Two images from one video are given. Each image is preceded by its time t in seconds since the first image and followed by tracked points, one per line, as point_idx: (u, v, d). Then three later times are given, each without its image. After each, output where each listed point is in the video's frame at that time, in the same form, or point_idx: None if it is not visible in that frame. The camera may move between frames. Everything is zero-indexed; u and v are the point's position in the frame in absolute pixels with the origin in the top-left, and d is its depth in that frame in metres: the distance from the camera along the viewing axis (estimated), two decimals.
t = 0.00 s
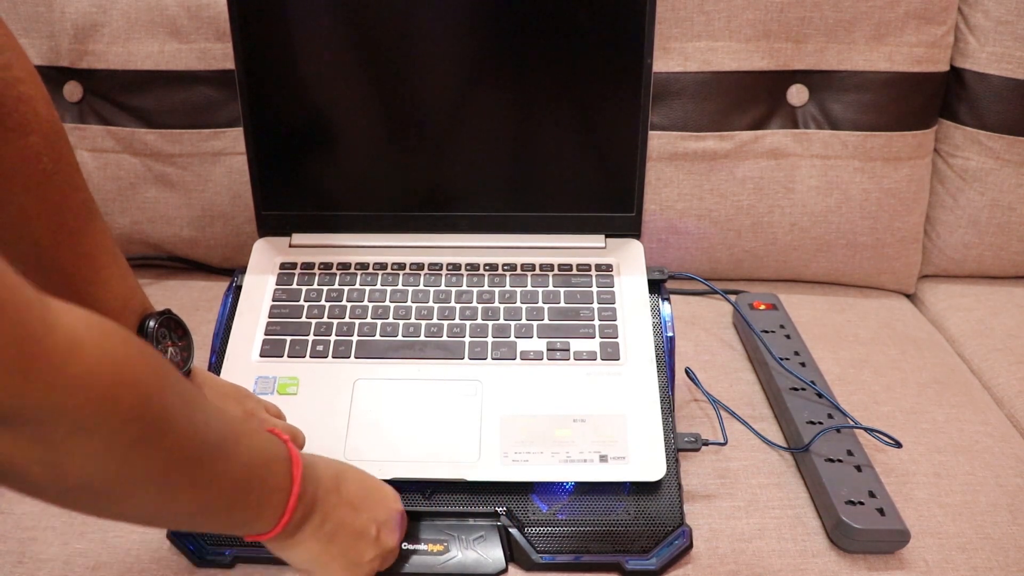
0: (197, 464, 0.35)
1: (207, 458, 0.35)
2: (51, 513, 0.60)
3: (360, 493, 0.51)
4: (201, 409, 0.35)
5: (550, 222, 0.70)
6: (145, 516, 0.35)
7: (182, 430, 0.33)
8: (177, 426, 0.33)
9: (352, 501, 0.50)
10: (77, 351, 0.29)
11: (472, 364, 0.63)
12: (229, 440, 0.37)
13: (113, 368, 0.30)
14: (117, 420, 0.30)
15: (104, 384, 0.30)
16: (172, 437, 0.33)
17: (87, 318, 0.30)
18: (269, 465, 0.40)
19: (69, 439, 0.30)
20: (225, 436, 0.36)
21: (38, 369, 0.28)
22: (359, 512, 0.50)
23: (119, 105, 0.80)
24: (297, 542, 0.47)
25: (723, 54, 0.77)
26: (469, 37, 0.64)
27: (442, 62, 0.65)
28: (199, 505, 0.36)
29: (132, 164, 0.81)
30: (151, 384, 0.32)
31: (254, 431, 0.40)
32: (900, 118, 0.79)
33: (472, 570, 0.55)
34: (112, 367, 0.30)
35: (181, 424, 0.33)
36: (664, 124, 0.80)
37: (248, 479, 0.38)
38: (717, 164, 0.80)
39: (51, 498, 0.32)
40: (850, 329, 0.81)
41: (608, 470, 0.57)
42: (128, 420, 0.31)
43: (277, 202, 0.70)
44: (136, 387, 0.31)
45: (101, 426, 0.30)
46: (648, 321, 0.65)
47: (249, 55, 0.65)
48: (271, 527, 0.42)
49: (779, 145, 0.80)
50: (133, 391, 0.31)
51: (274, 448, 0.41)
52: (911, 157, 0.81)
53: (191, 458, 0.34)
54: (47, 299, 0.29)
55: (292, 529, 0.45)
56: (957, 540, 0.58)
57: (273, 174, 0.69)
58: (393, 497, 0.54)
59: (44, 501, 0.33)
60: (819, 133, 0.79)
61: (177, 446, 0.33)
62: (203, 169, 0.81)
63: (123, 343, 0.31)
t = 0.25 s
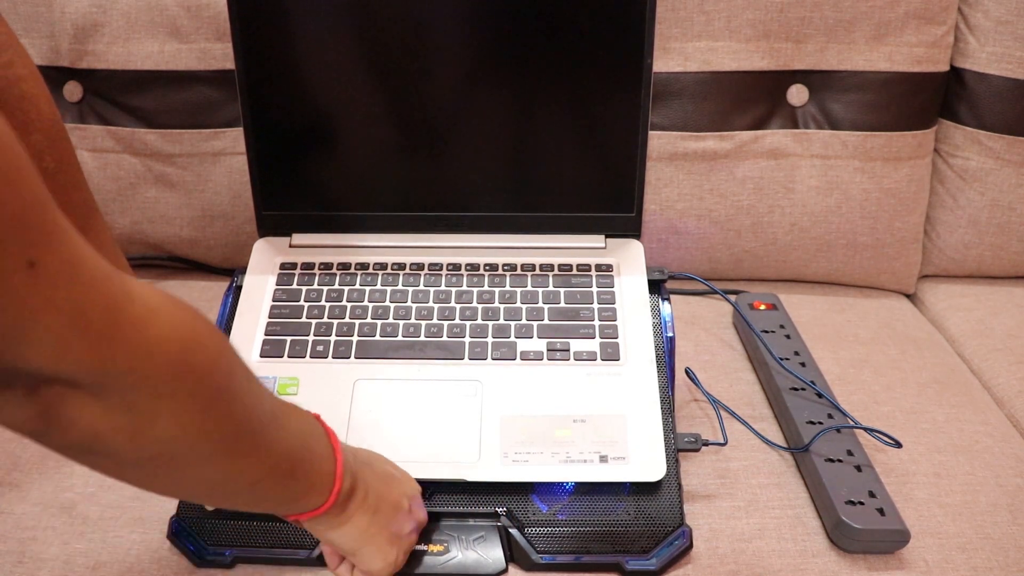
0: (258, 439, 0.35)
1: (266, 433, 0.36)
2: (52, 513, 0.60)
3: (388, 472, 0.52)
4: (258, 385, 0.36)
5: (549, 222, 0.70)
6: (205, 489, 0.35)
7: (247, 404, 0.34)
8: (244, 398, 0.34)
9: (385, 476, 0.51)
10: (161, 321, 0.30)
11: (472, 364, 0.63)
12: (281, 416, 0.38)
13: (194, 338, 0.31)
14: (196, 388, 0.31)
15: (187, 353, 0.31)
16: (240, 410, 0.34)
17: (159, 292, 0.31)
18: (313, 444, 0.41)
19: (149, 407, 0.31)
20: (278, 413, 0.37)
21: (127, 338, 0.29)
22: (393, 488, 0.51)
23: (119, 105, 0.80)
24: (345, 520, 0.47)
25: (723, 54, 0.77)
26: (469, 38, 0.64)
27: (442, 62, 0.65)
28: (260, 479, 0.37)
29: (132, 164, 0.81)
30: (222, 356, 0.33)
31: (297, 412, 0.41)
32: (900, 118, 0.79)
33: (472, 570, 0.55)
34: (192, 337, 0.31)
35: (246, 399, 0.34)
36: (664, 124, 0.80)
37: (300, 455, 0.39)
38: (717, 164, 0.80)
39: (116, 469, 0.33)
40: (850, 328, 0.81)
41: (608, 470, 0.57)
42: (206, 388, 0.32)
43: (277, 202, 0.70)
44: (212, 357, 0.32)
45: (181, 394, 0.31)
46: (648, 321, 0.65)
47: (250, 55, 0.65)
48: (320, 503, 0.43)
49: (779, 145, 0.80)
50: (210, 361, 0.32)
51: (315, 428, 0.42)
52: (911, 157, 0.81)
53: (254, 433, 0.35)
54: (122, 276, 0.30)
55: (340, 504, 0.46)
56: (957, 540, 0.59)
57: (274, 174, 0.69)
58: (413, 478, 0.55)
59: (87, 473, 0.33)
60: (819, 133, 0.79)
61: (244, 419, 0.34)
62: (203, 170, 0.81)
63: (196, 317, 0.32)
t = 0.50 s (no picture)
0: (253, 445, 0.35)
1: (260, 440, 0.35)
2: (52, 513, 0.60)
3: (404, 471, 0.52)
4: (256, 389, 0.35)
5: (549, 223, 0.70)
6: (199, 497, 0.35)
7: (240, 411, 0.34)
8: (237, 408, 0.33)
9: (400, 477, 0.51)
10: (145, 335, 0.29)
11: (472, 364, 0.63)
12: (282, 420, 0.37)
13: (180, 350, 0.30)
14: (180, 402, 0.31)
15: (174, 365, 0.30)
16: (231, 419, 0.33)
17: (145, 301, 0.30)
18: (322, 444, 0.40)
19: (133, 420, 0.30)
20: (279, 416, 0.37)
21: (104, 356, 0.28)
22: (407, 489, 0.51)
23: (119, 105, 0.80)
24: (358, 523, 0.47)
25: (723, 54, 0.77)
26: (469, 38, 0.64)
27: (442, 62, 0.65)
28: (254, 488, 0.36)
29: (132, 164, 0.81)
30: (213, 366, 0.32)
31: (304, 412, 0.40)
32: (900, 118, 0.79)
33: (472, 570, 0.55)
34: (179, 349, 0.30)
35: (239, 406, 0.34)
36: (664, 124, 0.80)
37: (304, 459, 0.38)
38: (717, 164, 0.80)
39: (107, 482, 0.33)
40: (850, 329, 0.81)
41: (608, 470, 0.57)
42: (191, 401, 0.31)
43: (277, 202, 0.70)
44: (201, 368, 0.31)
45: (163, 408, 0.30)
46: (648, 321, 0.65)
47: (250, 55, 0.65)
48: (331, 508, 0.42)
49: (779, 145, 0.80)
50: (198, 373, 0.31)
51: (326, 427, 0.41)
52: (911, 157, 0.80)
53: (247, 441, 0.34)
54: (106, 286, 0.30)
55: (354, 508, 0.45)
56: (957, 540, 0.59)
57: (274, 174, 0.69)
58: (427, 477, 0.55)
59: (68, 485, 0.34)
60: (819, 133, 0.79)
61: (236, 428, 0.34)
62: (203, 170, 0.81)
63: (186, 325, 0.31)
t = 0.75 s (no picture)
0: (212, 474, 0.32)
1: (221, 467, 0.32)
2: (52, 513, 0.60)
3: (413, 458, 0.48)
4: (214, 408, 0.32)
5: (549, 222, 0.70)
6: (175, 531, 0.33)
7: (189, 442, 0.30)
8: (187, 435, 0.30)
9: (411, 467, 0.47)
10: (52, 379, 0.26)
11: (472, 364, 0.63)
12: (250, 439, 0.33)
13: (97, 392, 0.27)
14: (107, 448, 0.28)
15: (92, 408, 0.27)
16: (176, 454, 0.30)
17: (61, 335, 0.27)
18: (307, 447, 0.36)
19: (71, 470, 0.28)
20: (246, 434, 0.33)
21: (2, 412, 0.25)
22: (417, 479, 0.47)
23: (118, 105, 0.80)
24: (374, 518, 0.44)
25: (723, 54, 0.77)
26: (470, 38, 0.64)
27: (442, 62, 0.65)
28: (226, 516, 0.34)
29: (132, 164, 0.81)
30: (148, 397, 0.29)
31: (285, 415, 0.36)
32: (900, 118, 0.79)
33: (472, 570, 0.55)
34: (95, 391, 0.27)
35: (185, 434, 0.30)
36: (664, 124, 0.80)
37: (286, 468, 0.35)
38: (717, 164, 0.80)
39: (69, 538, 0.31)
40: (850, 329, 0.81)
41: (608, 470, 0.57)
42: (123, 443, 0.28)
43: (277, 202, 0.70)
44: (126, 405, 0.28)
45: (88, 456, 0.27)
46: (648, 321, 0.65)
47: (250, 55, 0.65)
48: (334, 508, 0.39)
49: (779, 145, 0.80)
50: (124, 410, 0.28)
51: (311, 421, 0.38)
52: (911, 157, 0.80)
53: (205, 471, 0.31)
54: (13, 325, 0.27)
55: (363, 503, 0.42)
56: (957, 540, 0.59)
57: (274, 174, 0.69)
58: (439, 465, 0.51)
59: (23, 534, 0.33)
60: (819, 133, 0.79)
61: (186, 461, 0.30)
62: (203, 169, 0.81)
63: (109, 357, 0.28)
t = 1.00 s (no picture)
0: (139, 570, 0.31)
1: (146, 568, 0.31)
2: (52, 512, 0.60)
3: (374, 508, 0.47)
4: (147, 505, 0.31)
5: (550, 222, 0.70)
6: None
7: (112, 541, 0.29)
8: (110, 502, 0.29)
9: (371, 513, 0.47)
10: None
11: (472, 363, 0.63)
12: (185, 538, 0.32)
13: (11, 497, 0.26)
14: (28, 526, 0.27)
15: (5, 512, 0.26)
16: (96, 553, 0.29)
17: None
18: (248, 547, 0.35)
19: None
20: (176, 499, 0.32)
21: None
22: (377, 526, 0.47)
23: (118, 105, 0.80)
24: None
25: (723, 54, 0.77)
26: (470, 38, 0.64)
27: (442, 62, 0.65)
28: None
29: (132, 164, 0.81)
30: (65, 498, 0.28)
31: (235, 510, 0.35)
32: (900, 118, 0.79)
33: (472, 570, 0.55)
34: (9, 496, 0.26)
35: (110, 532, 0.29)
36: (664, 124, 0.80)
37: (219, 569, 0.34)
38: (717, 164, 0.80)
39: None
40: (850, 329, 0.81)
41: (608, 470, 0.57)
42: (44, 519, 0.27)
43: (276, 202, 0.70)
44: (41, 507, 0.27)
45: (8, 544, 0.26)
46: (648, 322, 0.65)
47: (251, 55, 0.65)
48: None
49: (779, 145, 0.80)
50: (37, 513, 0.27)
51: (264, 518, 0.37)
52: (911, 157, 0.81)
53: (126, 571, 0.30)
54: None
55: None
56: (957, 540, 0.58)
57: (274, 174, 0.69)
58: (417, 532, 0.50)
59: None
60: (819, 133, 0.79)
61: (115, 531, 0.29)
62: (203, 169, 0.81)
63: (31, 458, 0.27)
